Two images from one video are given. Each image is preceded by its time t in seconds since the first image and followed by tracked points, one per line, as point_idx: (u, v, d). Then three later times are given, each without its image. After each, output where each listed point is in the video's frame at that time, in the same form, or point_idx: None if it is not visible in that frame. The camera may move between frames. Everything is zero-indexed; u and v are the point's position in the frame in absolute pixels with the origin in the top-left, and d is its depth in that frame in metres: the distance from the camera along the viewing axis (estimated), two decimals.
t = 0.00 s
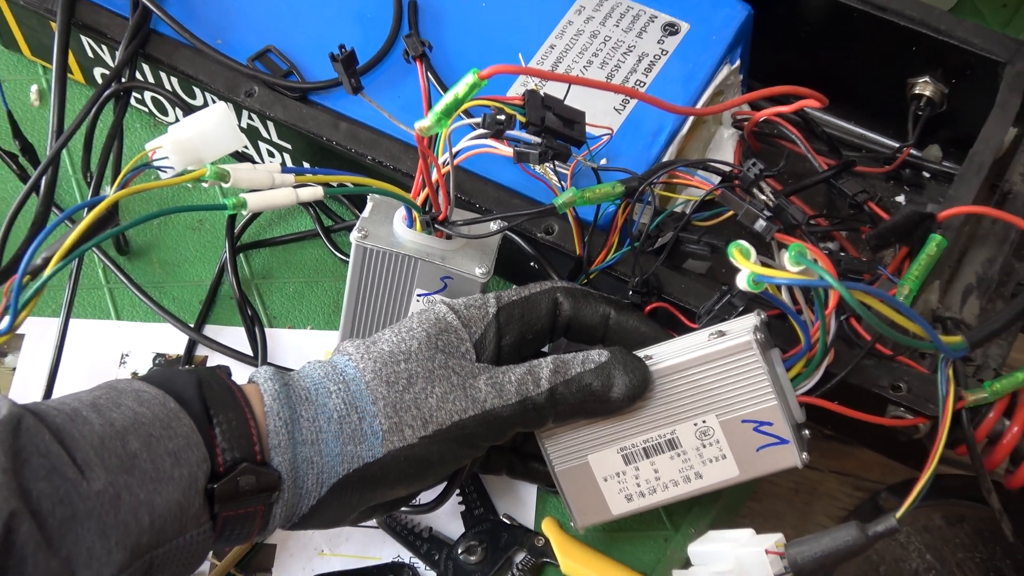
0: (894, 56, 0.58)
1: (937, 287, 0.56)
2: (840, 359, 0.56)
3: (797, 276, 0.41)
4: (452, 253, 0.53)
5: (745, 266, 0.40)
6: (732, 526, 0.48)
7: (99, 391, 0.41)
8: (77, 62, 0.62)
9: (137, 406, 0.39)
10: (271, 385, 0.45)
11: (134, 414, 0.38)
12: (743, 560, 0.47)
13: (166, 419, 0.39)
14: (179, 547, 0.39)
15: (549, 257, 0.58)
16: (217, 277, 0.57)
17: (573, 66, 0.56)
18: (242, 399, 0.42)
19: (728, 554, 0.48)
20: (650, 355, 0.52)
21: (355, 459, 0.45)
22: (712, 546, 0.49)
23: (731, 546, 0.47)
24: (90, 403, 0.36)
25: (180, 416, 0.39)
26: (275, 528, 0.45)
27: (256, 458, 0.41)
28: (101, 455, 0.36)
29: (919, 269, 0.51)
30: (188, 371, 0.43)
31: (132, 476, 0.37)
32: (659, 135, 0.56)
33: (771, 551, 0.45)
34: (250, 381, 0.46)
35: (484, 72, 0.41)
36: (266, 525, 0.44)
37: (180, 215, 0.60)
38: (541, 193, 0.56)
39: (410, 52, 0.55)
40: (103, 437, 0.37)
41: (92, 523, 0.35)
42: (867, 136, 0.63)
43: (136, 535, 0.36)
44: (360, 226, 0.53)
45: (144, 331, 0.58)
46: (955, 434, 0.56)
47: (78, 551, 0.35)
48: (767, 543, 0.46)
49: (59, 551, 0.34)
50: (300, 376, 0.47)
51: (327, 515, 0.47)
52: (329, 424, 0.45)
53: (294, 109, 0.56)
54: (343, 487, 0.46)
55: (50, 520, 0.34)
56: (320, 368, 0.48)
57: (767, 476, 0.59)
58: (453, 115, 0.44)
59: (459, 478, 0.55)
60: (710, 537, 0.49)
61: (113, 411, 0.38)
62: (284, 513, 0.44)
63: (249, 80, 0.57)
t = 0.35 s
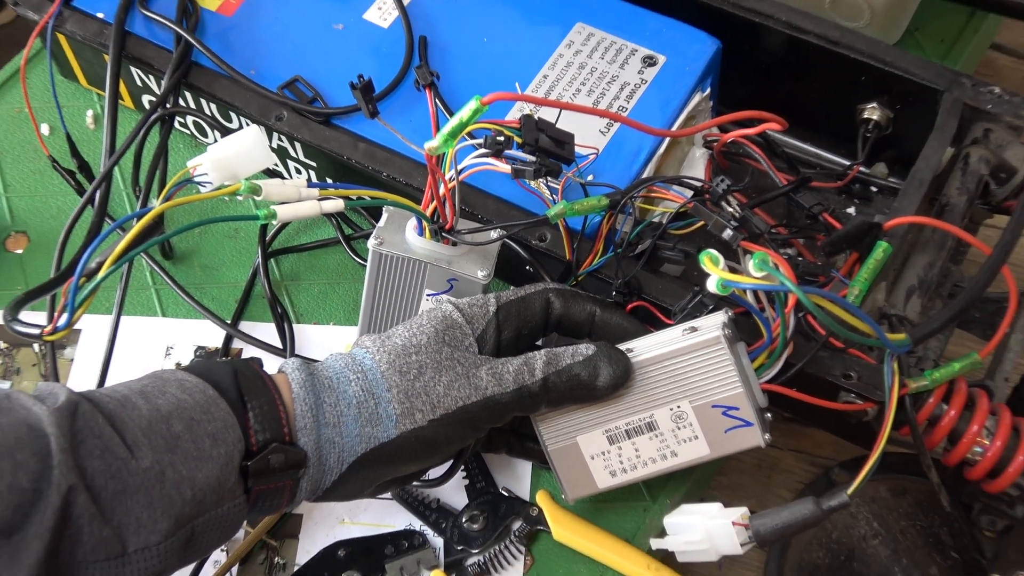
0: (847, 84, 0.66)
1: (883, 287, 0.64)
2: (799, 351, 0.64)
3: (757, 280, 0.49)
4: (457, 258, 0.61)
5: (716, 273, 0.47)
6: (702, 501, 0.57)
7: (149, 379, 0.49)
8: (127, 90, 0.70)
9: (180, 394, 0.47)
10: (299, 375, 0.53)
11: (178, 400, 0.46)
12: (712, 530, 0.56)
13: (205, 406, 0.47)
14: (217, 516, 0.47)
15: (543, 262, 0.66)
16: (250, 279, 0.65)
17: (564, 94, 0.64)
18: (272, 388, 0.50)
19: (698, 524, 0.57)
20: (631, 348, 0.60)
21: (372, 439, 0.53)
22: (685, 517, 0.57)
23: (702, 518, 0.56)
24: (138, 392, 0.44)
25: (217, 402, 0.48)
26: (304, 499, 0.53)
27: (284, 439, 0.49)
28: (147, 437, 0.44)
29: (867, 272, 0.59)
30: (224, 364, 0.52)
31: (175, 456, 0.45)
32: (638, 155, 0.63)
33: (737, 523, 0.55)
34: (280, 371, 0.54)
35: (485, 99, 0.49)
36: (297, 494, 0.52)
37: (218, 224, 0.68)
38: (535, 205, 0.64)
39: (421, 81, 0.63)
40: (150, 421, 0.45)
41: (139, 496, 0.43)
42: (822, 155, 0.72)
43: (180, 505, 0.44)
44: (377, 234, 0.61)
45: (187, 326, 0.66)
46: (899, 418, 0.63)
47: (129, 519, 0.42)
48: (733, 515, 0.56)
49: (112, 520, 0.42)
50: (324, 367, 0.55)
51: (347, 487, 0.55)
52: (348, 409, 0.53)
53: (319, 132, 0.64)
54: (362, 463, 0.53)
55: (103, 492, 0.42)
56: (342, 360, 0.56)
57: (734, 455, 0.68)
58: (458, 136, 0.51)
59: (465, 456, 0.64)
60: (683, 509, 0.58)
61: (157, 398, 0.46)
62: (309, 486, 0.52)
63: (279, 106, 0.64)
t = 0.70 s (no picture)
0: (799, 113, 0.77)
1: (829, 287, 0.74)
2: (758, 342, 0.75)
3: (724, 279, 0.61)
4: (464, 262, 0.70)
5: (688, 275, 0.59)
6: (673, 475, 0.65)
7: (200, 365, 0.59)
8: (182, 118, 0.81)
9: (226, 376, 0.57)
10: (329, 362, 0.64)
11: (225, 383, 0.57)
12: (682, 500, 0.64)
13: (247, 391, 0.57)
14: (258, 485, 0.57)
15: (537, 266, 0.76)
16: (287, 280, 0.76)
17: (556, 122, 0.75)
18: (305, 374, 0.61)
19: (670, 495, 0.65)
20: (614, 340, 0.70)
21: (391, 418, 0.64)
22: (659, 489, 0.66)
23: (674, 490, 0.65)
24: (190, 379, 0.54)
25: (256, 387, 0.58)
26: (334, 469, 0.64)
27: (315, 417, 0.60)
28: (198, 417, 0.54)
29: (816, 275, 0.69)
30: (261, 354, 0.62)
31: (220, 433, 0.54)
32: (619, 174, 0.73)
33: (705, 494, 0.63)
34: (313, 360, 0.64)
35: (487, 125, 0.59)
36: (329, 463, 0.63)
37: (260, 233, 0.80)
38: (531, 217, 0.75)
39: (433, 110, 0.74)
40: (198, 406, 0.54)
41: (190, 468, 0.52)
42: (778, 175, 0.84)
43: (227, 474, 0.53)
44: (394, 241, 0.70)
45: (232, 320, 0.77)
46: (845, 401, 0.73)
47: (183, 488, 0.52)
48: (701, 487, 0.64)
49: (167, 488, 0.51)
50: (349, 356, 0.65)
51: (369, 459, 0.65)
52: (371, 391, 0.63)
53: (345, 154, 0.74)
54: (382, 438, 0.64)
55: (160, 464, 0.51)
56: (365, 350, 0.66)
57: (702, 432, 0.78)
58: (465, 157, 0.61)
59: (470, 432, 0.75)
60: (657, 482, 0.66)
61: (204, 384, 0.56)
62: (337, 458, 0.63)
63: (311, 132, 0.75)
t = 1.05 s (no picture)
0: (755, 138, 0.91)
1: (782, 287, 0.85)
2: (722, 333, 0.87)
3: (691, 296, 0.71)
4: (469, 266, 0.82)
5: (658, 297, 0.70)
6: (646, 460, 0.74)
7: (246, 358, 0.71)
8: (229, 142, 0.96)
9: (272, 365, 0.70)
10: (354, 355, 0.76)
11: (267, 375, 0.68)
12: (654, 481, 0.74)
13: (285, 380, 0.69)
14: (293, 461, 0.69)
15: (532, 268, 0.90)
16: (318, 281, 0.90)
17: (548, 146, 0.88)
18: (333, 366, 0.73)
19: (643, 477, 0.74)
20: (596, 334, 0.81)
21: (407, 402, 0.76)
22: (634, 471, 0.74)
23: (648, 472, 0.74)
24: (237, 371, 0.66)
25: (293, 378, 0.70)
26: (360, 446, 0.77)
27: (342, 403, 0.72)
28: (244, 403, 0.66)
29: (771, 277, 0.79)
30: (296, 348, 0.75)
31: (262, 417, 0.66)
32: (602, 191, 0.85)
33: (674, 476, 0.73)
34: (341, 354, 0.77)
35: (487, 150, 0.69)
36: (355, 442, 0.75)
37: (296, 241, 0.94)
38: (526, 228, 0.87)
39: (443, 135, 0.87)
40: (243, 394, 0.66)
41: (237, 446, 0.64)
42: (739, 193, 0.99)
43: (267, 452, 0.65)
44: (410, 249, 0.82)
45: (271, 316, 0.91)
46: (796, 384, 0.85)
47: (229, 464, 0.64)
48: (670, 471, 0.74)
49: (217, 464, 0.63)
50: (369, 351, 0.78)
51: (389, 438, 0.78)
52: (390, 380, 0.76)
53: (368, 173, 0.87)
54: (400, 419, 0.77)
55: (210, 443, 0.63)
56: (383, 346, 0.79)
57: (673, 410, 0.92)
58: (470, 176, 0.71)
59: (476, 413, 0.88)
60: (632, 464, 0.75)
61: (248, 374, 0.68)
62: (361, 437, 0.75)
63: (339, 154, 0.88)
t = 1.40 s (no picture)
0: (717, 158, 1.08)
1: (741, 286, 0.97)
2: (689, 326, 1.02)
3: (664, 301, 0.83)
4: (474, 270, 0.96)
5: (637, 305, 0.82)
6: (622, 444, 0.88)
7: (287, 355, 0.84)
8: (270, 165, 1.14)
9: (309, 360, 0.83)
10: (377, 352, 0.90)
11: (305, 371, 0.81)
12: (629, 462, 0.87)
13: (319, 374, 0.81)
14: (326, 444, 0.81)
15: (525, 272, 1.05)
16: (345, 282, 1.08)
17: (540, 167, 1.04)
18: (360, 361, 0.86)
19: (620, 458, 0.88)
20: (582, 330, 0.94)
21: (424, 392, 0.90)
22: (612, 452, 0.89)
23: (623, 454, 0.88)
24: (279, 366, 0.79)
25: (327, 373, 0.82)
26: (384, 429, 0.90)
27: (369, 393, 0.85)
28: (285, 394, 0.78)
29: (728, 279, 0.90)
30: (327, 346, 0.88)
31: (301, 407, 0.78)
32: (586, 207, 1.01)
33: (644, 458, 0.86)
34: (366, 352, 0.91)
35: (487, 173, 0.83)
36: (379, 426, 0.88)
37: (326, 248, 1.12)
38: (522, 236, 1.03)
39: (451, 158, 1.03)
40: (285, 387, 0.78)
41: (278, 431, 0.76)
42: (703, 207, 1.16)
43: (303, 437, 0.78)
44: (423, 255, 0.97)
45: (305, 311, 1.07)
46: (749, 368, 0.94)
47: (272, 446, 0.76)
48: (642, 453, 0.87)
49: (260, 446, 0.75)
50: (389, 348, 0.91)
51: (408, 422, 0.91)
52: (408, 374, 0.89)
53: (388, 190, 1.03)
54: (417, 406, 0.90)
55: (256, 428, 0.75)
56: (401, 343, 0.92)
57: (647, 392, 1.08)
58: (474, 194, 0.86)
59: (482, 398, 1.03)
60: (611, 447, 0.89)
61: (290, 370, 0.81)
62: (386, 422, 0.89)
63: (363, 175, 1.04)
